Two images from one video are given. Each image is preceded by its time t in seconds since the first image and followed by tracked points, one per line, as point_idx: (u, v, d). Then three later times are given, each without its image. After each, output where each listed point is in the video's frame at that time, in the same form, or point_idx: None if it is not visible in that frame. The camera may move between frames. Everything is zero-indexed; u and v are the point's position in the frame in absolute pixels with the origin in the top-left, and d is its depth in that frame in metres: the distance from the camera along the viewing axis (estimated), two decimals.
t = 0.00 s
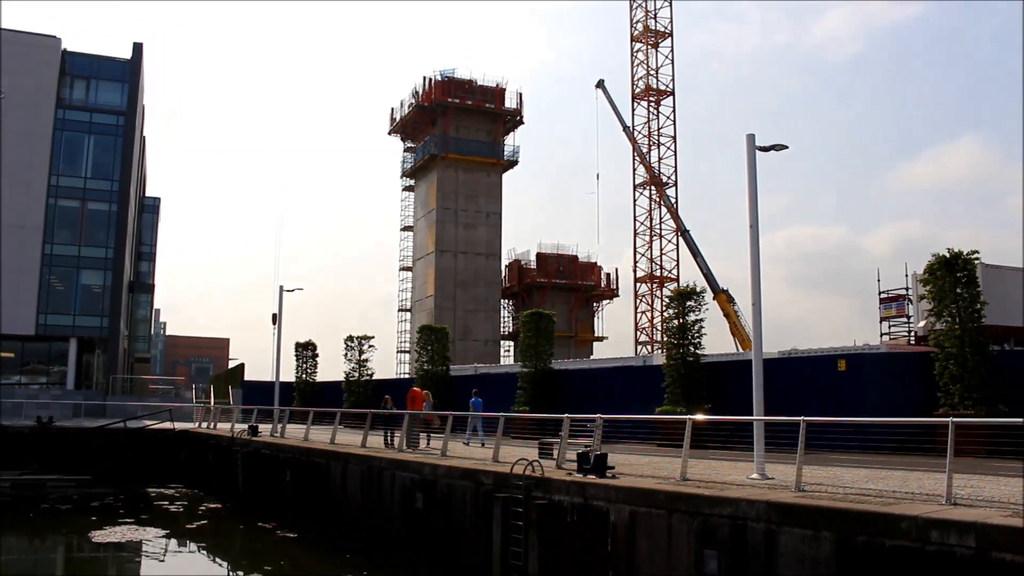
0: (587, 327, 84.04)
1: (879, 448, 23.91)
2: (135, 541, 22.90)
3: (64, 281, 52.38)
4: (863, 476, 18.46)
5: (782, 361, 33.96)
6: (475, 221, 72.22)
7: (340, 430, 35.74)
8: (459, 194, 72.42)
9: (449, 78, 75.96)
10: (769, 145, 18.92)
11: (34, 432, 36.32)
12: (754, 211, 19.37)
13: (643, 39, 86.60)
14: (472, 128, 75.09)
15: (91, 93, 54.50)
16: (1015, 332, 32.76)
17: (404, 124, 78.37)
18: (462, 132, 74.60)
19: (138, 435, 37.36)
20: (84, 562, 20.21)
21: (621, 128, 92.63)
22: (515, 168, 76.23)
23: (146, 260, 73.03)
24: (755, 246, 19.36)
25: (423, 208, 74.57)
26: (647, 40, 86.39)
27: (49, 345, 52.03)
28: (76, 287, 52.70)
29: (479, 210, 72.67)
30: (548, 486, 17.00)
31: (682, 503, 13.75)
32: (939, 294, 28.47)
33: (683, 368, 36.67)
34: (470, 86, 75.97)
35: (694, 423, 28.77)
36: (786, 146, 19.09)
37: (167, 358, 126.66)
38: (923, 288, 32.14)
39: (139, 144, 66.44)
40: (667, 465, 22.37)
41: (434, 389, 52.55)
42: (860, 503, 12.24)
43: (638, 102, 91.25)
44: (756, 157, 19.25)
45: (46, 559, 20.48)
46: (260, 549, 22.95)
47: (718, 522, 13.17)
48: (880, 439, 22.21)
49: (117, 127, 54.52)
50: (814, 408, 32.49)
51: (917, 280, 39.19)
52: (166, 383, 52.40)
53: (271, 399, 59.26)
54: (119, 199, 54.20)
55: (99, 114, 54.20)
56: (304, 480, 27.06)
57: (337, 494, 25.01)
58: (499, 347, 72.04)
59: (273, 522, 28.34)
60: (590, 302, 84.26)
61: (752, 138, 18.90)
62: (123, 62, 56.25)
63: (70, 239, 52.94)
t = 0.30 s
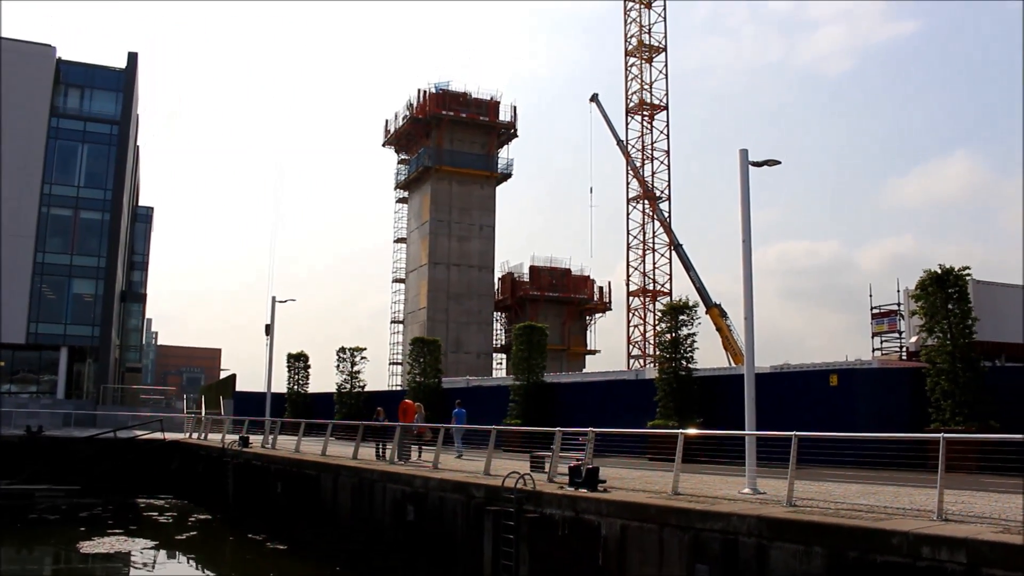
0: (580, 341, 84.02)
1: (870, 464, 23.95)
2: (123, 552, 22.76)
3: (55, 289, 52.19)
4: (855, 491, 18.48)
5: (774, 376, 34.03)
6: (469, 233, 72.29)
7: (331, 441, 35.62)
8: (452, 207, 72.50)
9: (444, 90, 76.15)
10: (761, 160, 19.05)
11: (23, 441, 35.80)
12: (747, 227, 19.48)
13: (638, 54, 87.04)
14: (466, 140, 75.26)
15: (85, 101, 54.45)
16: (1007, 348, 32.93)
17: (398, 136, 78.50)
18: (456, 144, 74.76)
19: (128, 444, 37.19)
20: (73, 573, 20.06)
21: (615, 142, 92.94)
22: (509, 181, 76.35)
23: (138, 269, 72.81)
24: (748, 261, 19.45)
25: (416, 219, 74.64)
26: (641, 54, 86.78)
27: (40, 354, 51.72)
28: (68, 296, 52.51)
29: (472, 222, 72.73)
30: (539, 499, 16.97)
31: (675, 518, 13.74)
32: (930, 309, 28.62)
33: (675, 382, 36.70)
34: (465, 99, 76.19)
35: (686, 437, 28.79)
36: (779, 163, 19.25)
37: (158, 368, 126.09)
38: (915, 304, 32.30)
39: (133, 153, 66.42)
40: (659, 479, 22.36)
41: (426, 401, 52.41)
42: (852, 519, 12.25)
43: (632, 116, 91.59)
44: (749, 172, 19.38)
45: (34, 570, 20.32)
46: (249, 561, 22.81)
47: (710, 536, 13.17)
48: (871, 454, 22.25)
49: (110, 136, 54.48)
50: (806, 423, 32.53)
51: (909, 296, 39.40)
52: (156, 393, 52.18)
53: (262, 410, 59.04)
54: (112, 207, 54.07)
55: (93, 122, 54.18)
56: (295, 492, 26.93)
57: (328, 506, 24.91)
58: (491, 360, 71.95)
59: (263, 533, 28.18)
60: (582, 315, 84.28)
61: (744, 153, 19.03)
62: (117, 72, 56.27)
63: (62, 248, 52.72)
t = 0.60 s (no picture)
0: (578, 355, 83.91)
1: (870, 477, 23.90)
2: (121, 568, 22.64)
3: (53, 304, 52.08)
4: (855, 505, 18.43)
5: (773, 391, 34.04)
6: (467, 248, 72.36)
7: (329, 456, 35.51)
8: (450, 221, 72.63)
9: (441, 105, 76.41)
10: (758, 175, 19.15)
11: (20, 457, 35.78)
12: (744, 241, 19.56)
13: (635, 68, 87.44)
14: (464, 155, 75.45)
15: (84, 116, 54.59)
16: (1005, 361, 32.94)
17: (396, 151, 78.69)
18: (454, 159, 74.94)
19: (126, 460, 37.06)
20: None
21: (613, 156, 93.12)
22: (507, 195, 76.51)
23: (136, 284, 72.75)
24: (745, 275, 19.52)
25: (414, 234, 74.77)
26: (638, 68, 87.18)
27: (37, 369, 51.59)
28: (66, 311, 52.46)
29: (470, 237, 72.82)
30: (538, 514, 16.93)
31: (674, 533, 13.69)
32: (928, 322, 28.64)
33: (673, 396, 36.68)
34: (463, 113, 76.44)
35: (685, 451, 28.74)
36: (776, 177, 19.33)
37: (156, 383, 125.72)
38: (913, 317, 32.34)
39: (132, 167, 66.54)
40: (658, 494, 22.30)
41: (424, 416, 52.28)
42: (852, 533, 12.23)
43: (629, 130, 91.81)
44: (746, 187, 19.48)
45: None
46: None
47: (709, 550, 13.14)
48: (869, 467, 22.20)
49: (109, 151, 54.62)
50: (804, 438, 32.45)
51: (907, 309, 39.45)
52: (154, 408, 52.03)
53: (261, 425, 58.89)
54: (110, 222, 54.09)
55: (91, 137, 54.33)
56: (294, 507, 26.80)
57: (327, 521, 24.79)
58: (490, 374, 71.84)
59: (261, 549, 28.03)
60: (581, 329, 84.23)
61: (742, 167, 19.13)
62: (116, 87, 56.44)
63: (61, 262, 52.66)
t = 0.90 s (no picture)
0: (578, 374, 83.75)
1: (871, 497, 23.82)
2: None
3: (53, 322, 52.07)
4: (857, 525, 18.35)
5: (773, 410, 33.98)
6: (467, 267, 72.46)
7: (329, 476, 35.38)
8: (450, 240, 72.78)
9: (442, 124, 76.73)
10: (758, 195, 19.26)
11: (19, 475, 35.67)
12: (743, 260, 19.61)
13: (634, 88, 87.95)
14: (465, 174, 75.70)
15: (86, 135, 54.85)
16: (1005, 380, 32.91)
17: (397, 170, 78.95)
18: (454, 178, 75.18)
19: (125, 478, 36.93)
20: None
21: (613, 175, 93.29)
22: (507, 214, 76.71)
23: (136, 302, 72.77)
24: (745, 294, 19.55)
25: (415, 253, 74.92)
26: (638, 87, 87.66)
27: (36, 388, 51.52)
28: (66, 329, 52.47)
29: (470, 256, 72.94)
30: (539, 534, 16.86)
31: (675, 552, 13.65)
32: (928, 341, 28.65)
33: (673, 416, 36.62)
34: (463, 133, 76.77)
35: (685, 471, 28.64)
36: (776, 197, 19.46)
37: (155, 402, 125.40)
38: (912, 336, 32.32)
39: (133, 186, 66.77)
40: (659, 514, 22.21)
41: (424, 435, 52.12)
42: (853, 553, 12.18)
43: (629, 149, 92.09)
44: (746, 207, 19.58)
45: None
46: None
47: (710, 571, 13.07)
48: (871, 485, 22.10)
49: (110, 170, 54.85)
50: (805, 457, 32.35)
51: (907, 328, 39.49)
52: (153, 426, 51.91)
53: (260, 444, 58.71)
54: (111, 240, 54.22)
55: (93, 156, 54.57)
56: (293, 526, 26.67)
57: (326, 540, 24.66)
58: (490, 393, 71.71)
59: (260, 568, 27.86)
60: (581, 348, 84.13)
61: (741, 187, 19.23)
62: (118, 106, 56.70)
63: (61, 280, 52.73)
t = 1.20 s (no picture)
0: (575, 387, 83.62)
1: (868, 510, 23.77)
2: None
3: (49, 333, 51.89)
4: (854, 539, 18.31)
5: (769, 422, 33.96)
6: (463, 279, 72.48)
7: (325, 489, 35.24)
8: (447, 253, 72.82)
9: (439, 137, 76.84)
10: (754, 207, 19.38)
11: (13, 487, 35.47)
12: (740, 272, 19.66)
13: (631, 101, 88.27)
14: (461, 187, 75.81)
15: (83, 147, 54.88)
16: (1002, 393, 32.94)
17: (394, 183, 79.05)
18: (451, 191, 75.28)
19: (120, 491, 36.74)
20: None
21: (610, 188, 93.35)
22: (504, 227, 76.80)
23: (132, 314, 72.63)
24: (741, 306, 19.59)
25: (411, 265, 74.94)
26: (635, 101, 87.99)
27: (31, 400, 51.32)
28: (62, 341, 52.34)
29: (467, 268, 72.97)
30: (535, 547, 16.79)
31: (672, 565, 13.57)
32: (924, 353, 28.67)
33: (670, 429, 36.57)
34: (460, 146, 76.91)
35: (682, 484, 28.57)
36: (772, 210, 19.56)
37: (151, 414, 125.00)
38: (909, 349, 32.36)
39: (130, 197, 66.85)
40: (655, 528, 22.15)
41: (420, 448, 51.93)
42: (850, 566, 12.14)
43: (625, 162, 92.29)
44: (742, 219, 19.69)
45: None
46: None
47: None
48: (867, 498, 22.06)
49: (107, 182, 54.88)
50: (802, 470, 32.32)
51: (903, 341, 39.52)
52: (148, 439, 51.70)
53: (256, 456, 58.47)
54: (107, 252, 54.18)
55: (90, 167, 54.62)
56: (289, 538, 26.54)
57: (322, 553, 24.54)
58: (486, 406, 71.59)
59: None
60: (577, 361, 84.06)
61: (737, 200, 19.34)
62: (115, 117, 56.76)
63: (57, 292, 52.63)
